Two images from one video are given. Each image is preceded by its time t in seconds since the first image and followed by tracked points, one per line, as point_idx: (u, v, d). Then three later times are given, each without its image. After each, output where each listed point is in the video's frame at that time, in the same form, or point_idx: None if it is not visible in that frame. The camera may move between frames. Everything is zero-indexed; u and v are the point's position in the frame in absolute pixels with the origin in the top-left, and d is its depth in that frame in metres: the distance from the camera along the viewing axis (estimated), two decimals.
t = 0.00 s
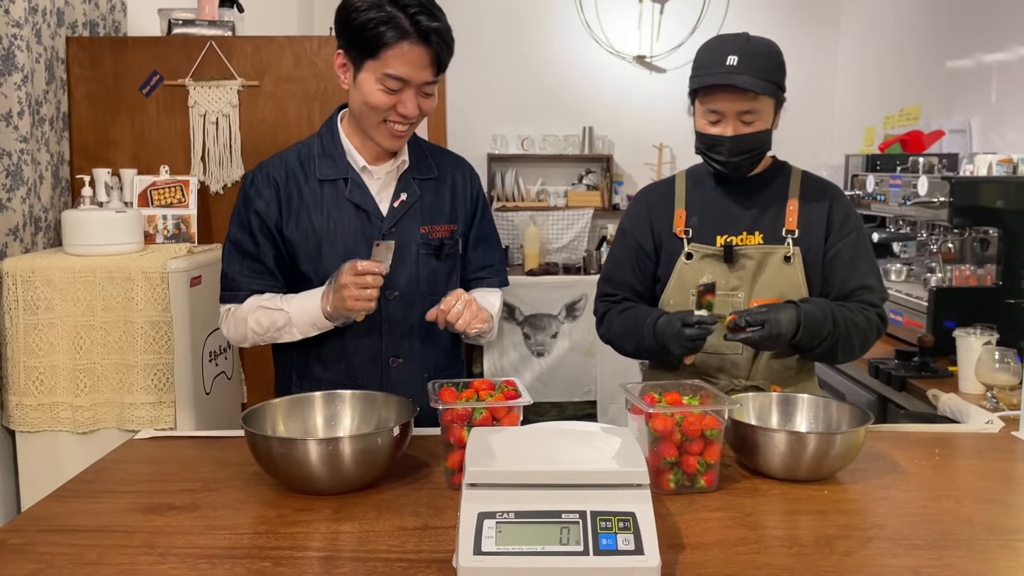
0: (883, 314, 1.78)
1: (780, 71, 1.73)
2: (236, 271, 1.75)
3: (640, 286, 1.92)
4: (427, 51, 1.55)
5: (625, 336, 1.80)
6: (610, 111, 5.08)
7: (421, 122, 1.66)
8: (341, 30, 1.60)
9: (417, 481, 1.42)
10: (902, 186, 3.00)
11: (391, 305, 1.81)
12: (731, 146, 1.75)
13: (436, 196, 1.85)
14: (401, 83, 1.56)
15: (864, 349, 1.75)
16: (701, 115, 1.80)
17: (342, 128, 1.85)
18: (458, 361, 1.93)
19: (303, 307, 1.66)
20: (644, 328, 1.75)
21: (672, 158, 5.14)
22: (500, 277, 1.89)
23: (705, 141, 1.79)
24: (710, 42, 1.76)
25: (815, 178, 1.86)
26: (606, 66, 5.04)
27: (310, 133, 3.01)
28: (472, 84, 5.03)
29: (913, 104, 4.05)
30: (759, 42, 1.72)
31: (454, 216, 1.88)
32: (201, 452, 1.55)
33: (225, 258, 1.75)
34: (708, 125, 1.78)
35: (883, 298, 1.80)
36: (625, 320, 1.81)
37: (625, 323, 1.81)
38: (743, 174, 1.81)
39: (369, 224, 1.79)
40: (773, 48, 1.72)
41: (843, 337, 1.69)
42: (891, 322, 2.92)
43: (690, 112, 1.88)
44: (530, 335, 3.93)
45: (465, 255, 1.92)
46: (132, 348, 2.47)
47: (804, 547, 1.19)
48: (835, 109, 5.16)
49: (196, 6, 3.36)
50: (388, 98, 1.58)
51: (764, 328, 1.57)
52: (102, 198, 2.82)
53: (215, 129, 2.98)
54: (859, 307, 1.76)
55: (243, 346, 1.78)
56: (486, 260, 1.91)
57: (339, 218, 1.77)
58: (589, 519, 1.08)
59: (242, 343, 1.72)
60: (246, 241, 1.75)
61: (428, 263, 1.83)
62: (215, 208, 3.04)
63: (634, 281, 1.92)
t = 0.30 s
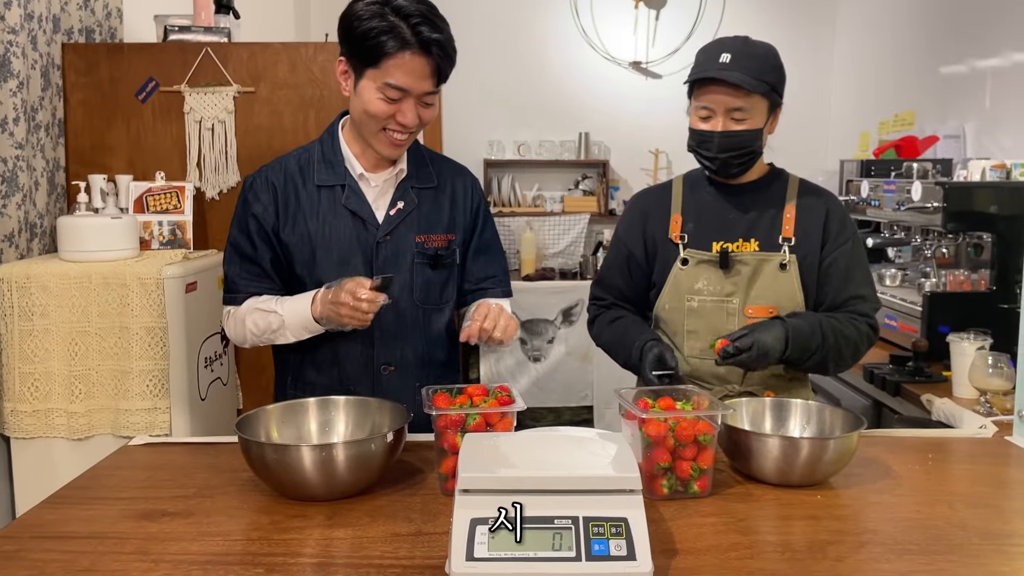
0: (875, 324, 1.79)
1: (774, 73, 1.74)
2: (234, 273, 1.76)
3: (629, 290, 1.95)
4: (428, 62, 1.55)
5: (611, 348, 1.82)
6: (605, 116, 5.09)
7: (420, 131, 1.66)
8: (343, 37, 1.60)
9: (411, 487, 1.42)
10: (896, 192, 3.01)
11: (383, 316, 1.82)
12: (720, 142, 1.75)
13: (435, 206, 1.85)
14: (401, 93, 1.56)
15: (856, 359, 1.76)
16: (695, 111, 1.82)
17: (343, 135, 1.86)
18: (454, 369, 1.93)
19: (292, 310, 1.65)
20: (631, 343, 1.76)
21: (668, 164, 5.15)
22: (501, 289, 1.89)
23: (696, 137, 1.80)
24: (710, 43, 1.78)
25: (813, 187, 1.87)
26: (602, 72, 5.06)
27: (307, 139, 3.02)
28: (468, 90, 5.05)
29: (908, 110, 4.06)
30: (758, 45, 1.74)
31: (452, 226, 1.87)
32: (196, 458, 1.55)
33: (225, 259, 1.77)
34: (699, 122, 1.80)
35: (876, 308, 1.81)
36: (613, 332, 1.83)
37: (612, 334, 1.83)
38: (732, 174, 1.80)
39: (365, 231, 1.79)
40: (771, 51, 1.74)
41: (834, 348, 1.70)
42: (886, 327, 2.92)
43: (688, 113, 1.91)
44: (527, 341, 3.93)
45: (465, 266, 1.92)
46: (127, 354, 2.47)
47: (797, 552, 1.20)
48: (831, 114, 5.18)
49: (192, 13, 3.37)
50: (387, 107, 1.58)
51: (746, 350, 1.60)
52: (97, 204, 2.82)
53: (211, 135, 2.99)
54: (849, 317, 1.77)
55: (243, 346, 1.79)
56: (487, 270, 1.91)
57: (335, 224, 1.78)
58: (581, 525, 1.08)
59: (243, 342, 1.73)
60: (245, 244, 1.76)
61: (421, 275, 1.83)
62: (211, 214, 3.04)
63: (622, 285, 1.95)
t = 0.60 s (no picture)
0: (850, 316, 1.78)
1: (769, 79, 1.75)
2: (234, 277, 1.76)
3: (628, 294, 1.95)
4: (424, 68, 1.56)
5: (614, 359, 1.83)
6: (603, 121, 5.10)
7: (417, 137, 1.67)
8: (342, 43, 1.61)
9: (409, 492, 1.42)
10: (893, 197, 3.02)
11: (381, 324, 1.82)
12: (717, 150, 1.76)
13: (434, 212, 1.86)
14: (398, 98, 1.57)
15: (831, 355, 1.74)
16: (690, 120, 1.82)
17: (344, 141, 1.86)
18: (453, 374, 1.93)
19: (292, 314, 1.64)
20: (635, 358, 1.76)
21: (665, 168, 5.16)
22: (503, 296, 1.89)
23: (692, 145, 1.81)
24: (704, 51, 1.79)
25: (806, 189, 1.88)
26: (600, 77, 5.07)
27: (305, 145, 3.03)
28: (466, 95, 5.05)
29: (905, 114, 4.07)
30: (751, 51, 1.75)
31: (451, 233, 1.87)
32: (194, 463, 1.55)
33: (225, 264, 1.77)
34: (695, 130, 1.81)
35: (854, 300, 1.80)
36: (616, 343, 1.84)
37: (615, 346, 1.83)
38: (728, 180, 1.81)
39: (364, 237, 1.79)
40: (764, 58, 1.74)
41: (801, 349, 1.68)
42: (883, 331, 2.93)
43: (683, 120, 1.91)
44: (525, 345, 3.94)
45: (465, 272, 1.92)
46: (125, 359, 2.47)
47: (794, 556, 1.20)
48: (828, 119, 5.19)
49: (191, 19, 3.37)
50: (384, 113, 1.59)
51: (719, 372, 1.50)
52: (95, 210, 2.83)
53: (209, 140, 2.99)
54: (811, 317, 1.75)
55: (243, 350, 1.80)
56: (487, 277, 1.91)
57: (334, 230, 1.78)
58: (579, 530, 1.08)
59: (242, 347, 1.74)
60: (245, 248, 1.76)
61: (417, 280, 1.83)
62: (209, 219, 3.05)
63: (621, 290, 1.94)
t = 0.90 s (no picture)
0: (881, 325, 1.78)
1: (755, 84, 1.76)
2: (237, 280, 1.76)
3: (619, 298, 1.98)
4: (429, 72, 1.56)
5: (613, 370, 1.85)
6: (601, 125, 5.11)
7: (421, 141, 1.67)
8: (346, 47, 1.61)
9: (410, 495, 1.42)
10: (891, 200, 3.03)
11: (383, 328, 1.82)
12: (708, 158, 1.77)
13: (436, 217, 1.86)
14: (403, 102, 1.57)
15: (857, 357, 1.78)
16: (680, 130, 1.83)
17: (346, 145, 1.87)
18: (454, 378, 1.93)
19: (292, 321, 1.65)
20: (634, 371, 1.79)
21: (664, 171, 5.17)
22: (502, 300, 1.90)
23: (683, 155, 1.81)
24: (687, 59, 1.80)
25: (803, 191, 1.88)
26: (598, 80, 5.08)
27: (303, 149, 3.03)
28: (464, 99, 5.06)
29: (902, 117, 4.08)
30: (736, 56, 1.76)
31: (453, 237, 1.88)
32: (194, 467, 1.55)
33: (227, 268, 1.77)
34: (685, 140, 1.82)
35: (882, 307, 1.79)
36: (615, 353, 1.86)
37: (615, 357, 1.85)
38: (722, 187, 1.82)
39: (366, 241, 1.80)
40: (749, 62, 1.75)
41: (823, 350, 1.73)
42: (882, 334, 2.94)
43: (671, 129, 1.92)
44: (524, 348, 3.94)
45: (466, 276, 1.92)
46: (125, 363, 2.48)
47: (794, 559, 1.20)
48: (826, 122, 5.21)
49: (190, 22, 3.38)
50: (389, 117, 1.59)
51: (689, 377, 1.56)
52: (95, 213, 2.83)
53: (209, 144, 3.00)
54: (845, 317, 1.79)
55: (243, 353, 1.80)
56: (487, 282, 1.91)
57: (336, 234, 1.78)
58: (580, 533, 1.09)
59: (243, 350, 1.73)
60: (248, 251, 1.76)
61: (419, 284, 1.83)
62: (208, 223, 3.05)
63: (613, 293, 1.98)
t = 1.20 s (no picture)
0: (875, 330, 1.82)
1: (766, 85, 1.75)
2: (235, 281, 1.76)
3: (623, 298, 1.97)
4: (427, 74, 1.56)
5: (616, 370, 1.85)
6: (599, 126, 5.12)
7: (420, 143, 1.67)
8: (345, 48, 1.61)
9: (409, 497, 1.42)
10: (889, 201, 3.03)
11: (381, 330, 1.82)
12: (717, 158, 1.77)
13: (435, 218, 1.86)
14: (401, 105, 1.57)
15: (855, 366, 1.81)
16: (688, 128, 1.83)
17: (345, 146, 1.87)
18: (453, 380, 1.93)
19: (289, 323, 1.65)
20: (639, 372, 1.79)
21: (661, 172, 5.18)
22: (501, 301, 1.89)
23: (691, 153, 1.81)
24: (697, 57, 1.79)
25: (807, 199, 1.88)
26: (595, 82, 5.08)
27: (301, 151, 3.03)
28: (462, 100, 5.07)
29: (900, 119, 4.09)
30: (747, 56, 1.75)
31: (451, 239, 1.88)
32: (192, 469, 1.55)
33: (225, 269, 1.77)
34: (694, 138, 1.81)
35: (876, 312, 1.84)
36: (618, 354, 1.86)
37: (617, 358, 1.86)
38: (729, 187, 1.82)
39: (364, 243, 1.80)
40: (760, 62, 1.75)
41: (827, 360, 1.75)
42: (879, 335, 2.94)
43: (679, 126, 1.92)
44: (522, 349, 3.93)
45: (464, 277, 1.92)
46: (123, 365, 2.47)
47: (793, 559, 1.20)
48: (823, 123, 5.21)
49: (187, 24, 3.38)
50: (387, 119, 1.59)
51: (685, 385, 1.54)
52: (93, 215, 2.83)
53: (206, 146, 2.99)
54: (845, 326, 1.81)
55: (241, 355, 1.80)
56: (486, 283, 1.90)
57: (335, 235, 1.78)
58: (579, 533, 1.08)
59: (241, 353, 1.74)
60: (246, 252, 1.76)
61: (418, 287, 1.83)
62: (206, 224, 3.05)
63: (617, 293, 1.97)
